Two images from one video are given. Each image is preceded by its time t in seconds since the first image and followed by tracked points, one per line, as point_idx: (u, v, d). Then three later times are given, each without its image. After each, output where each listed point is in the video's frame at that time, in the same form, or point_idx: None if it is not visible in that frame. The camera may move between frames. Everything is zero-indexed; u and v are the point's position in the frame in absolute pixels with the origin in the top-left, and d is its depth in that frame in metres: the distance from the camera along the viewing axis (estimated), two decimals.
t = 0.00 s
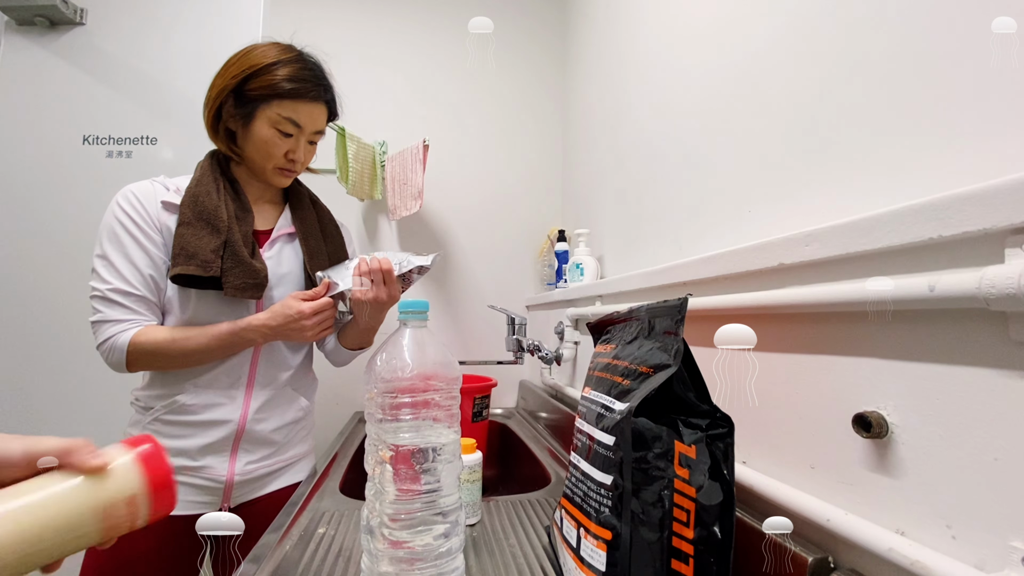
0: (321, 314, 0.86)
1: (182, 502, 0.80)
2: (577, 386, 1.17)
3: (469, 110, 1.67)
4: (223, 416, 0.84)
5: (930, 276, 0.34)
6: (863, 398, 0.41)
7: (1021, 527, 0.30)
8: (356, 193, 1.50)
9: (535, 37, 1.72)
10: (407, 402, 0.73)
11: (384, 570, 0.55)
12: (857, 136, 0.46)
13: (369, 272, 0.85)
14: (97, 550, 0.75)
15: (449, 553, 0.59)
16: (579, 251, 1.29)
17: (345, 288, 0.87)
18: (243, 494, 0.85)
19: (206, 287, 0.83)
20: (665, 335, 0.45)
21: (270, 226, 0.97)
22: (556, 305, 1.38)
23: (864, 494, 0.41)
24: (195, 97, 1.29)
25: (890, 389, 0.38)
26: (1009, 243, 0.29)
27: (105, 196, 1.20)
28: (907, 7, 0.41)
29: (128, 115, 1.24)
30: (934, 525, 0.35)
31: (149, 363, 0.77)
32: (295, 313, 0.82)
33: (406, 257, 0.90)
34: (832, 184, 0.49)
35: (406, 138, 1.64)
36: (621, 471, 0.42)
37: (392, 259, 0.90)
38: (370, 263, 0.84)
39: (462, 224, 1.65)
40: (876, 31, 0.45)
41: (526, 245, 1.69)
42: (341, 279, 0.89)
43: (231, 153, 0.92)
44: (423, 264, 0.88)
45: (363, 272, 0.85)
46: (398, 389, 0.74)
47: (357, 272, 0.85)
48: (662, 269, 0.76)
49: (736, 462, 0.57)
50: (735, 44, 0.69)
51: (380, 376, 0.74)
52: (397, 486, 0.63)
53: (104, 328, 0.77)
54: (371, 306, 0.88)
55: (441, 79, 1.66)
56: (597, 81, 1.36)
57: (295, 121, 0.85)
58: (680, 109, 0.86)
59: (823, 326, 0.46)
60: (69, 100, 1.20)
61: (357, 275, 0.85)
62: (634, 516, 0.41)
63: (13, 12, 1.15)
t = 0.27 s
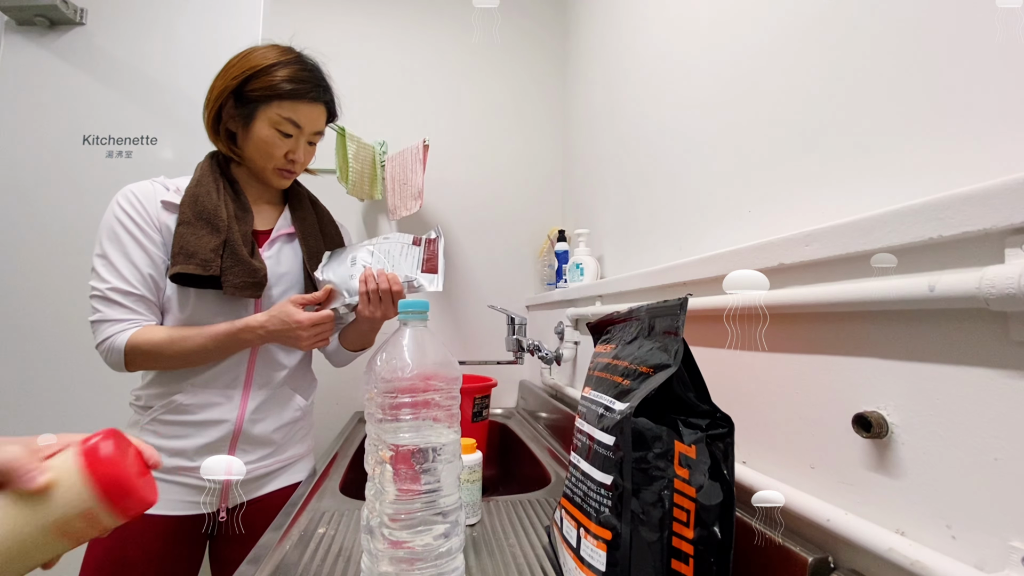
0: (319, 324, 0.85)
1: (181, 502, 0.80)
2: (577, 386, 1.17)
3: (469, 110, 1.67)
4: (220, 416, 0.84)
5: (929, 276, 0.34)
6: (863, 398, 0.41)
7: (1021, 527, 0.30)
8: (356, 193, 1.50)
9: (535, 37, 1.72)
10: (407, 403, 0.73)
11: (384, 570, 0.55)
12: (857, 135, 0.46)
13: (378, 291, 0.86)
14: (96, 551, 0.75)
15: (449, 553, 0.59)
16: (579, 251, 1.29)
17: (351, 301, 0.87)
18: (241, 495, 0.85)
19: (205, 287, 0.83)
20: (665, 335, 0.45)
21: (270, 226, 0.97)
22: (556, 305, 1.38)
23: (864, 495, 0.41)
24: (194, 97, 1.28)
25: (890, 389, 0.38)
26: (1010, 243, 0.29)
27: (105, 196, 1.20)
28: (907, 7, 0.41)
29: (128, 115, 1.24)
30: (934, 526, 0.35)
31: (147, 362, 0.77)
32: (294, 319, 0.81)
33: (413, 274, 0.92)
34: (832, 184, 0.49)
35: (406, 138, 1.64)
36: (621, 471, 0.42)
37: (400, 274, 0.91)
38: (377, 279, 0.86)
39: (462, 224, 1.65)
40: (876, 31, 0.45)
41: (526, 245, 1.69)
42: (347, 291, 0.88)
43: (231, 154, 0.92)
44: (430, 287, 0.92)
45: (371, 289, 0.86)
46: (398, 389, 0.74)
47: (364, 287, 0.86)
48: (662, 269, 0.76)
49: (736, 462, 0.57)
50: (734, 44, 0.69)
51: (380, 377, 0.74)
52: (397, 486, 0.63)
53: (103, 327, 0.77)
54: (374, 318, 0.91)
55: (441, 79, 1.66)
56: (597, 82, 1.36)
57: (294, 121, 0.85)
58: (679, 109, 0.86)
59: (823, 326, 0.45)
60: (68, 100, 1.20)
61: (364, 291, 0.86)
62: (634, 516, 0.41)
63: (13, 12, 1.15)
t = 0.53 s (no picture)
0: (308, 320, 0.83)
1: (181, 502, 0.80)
2: (577, 386, 1.17)
3: (469, 111, 1.67)
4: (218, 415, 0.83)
5: (929, 276, 0.34)
6: (863, 398, 0.41)
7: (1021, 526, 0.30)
8: (356, 193, 1.50)
9: (535, 37, 1.72)
10: (407, 403, 0.74)
11: (384, 570, 0.55)
12: (858, 136, 0.46)
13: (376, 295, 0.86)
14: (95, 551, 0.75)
15: (448, 553, 0.59)
16: (579, 251, 1.29)
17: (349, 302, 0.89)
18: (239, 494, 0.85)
19: (199, 287, 0.83)
20: (665, 335, 0.45)
21: (267, 227, 0.97)
22: (556, 305, 1.38)
23: (864, 495, 0.41)
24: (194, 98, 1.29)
25: (891, 389, 0.38)
26: (1009, 243, 0.29)
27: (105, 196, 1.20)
28: (908, 7, 0.41)
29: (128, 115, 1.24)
30: (934, 526, 0.35)
31: (144, 361, 0.77)
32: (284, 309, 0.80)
33: (414, 278, 0.94)
34: (833, 184, 0.49)
35: (406, 139, 1.64)
36: (621, 471, 0.42)
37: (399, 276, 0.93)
38: (377, 283, 0.85)
39: (462, 224, 1.65)
40: (877, 31, 0.45)
41: (526, 245, 1.69)
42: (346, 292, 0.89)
43: (229, 154, 0.92)
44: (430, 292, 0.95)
45: (371, 293, 0.86)
46: (398, 389, 0.74)
47: (364, 290, 0.86)
48: (662, 269, 0.76)
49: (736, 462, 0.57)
50: (734, 44, 0.69)
51: (380, 377, 0.74)
52: (397, 486, 0.63)
53: (101, 326, 0.77)
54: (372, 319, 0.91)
55: (441, 79, 1.66)
56: (598, 82, 1.36)
57: (290, 120, 0.85)
58: (679, 110, 0.86)
59: (824, 327, 0.45)
60: (69, 100, 1.20)
61: (364, 294, 0.86)
62: (635, 516, 0.41)
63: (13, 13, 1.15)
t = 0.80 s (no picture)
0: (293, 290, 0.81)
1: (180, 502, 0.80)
2: (577, 386, 1.17)
3: (469, 111, 1.67)
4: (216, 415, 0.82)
5: (929, 276, 0.34)
6: (863, 399, 0.41)
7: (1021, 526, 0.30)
8: (356, 193, 1.50)
9: (535, 38, 1.72)
10: (407, 402, 0.74)
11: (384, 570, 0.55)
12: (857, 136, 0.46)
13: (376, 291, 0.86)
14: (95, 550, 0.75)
15: (448, 554, 0.59)
16: (579, 251, 1.29)
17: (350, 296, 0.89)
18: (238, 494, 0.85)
19: (200, 286, 0.83)
20: (665, 335, 0.45)
21: (267, 226, 0.97)
22: (556, 305, 1.38)
23: (865, 495, 0.41)
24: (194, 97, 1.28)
25: (891, 389, 0.38)
26: (1010, 243, 0.29)
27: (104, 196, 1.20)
28: (907, 8, 0.42)
29: (127, 115, 1.24)
30: (935, 526, 0.35)
31: (145, 356, 0.77)
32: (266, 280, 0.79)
33: (414, 275, 0.94)
34: (833, 185, 0.49)
35: (406, 138, 1.64)
36: (621, 471, 0.42)
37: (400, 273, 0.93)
38: (377, 278, 0.85)
39: (462, 224, 1.65)
40: (876, 32, 0.45)
41: (526, 245, 1.69)
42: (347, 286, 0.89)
43: (228, 153, 0.92)
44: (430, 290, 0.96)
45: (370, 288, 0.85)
46: (398, 389, 0.74)
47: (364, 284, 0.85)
48: (663, 269, 0.76)
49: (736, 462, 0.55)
50: (734, 44, 0.69)
51: (380, 376, 0.74)
52: (397, 486, 0.63)
53: (103, 325, 0.77)
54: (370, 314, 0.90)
55: (441, 79, 1.66)
56: (597, 82, 1.36)
57: (288, 118, 0.85)
58: (679, 110, 0.86)
59: (824, 327, 0.45)
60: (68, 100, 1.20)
61: (363, 289, 0.85)
62: (634, 517, 0.41)
63: (13, 13, 1.15)
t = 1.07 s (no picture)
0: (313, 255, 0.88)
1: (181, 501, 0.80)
2: (577, 386, 1.17)
3: (469, 111, 1.67)
4: (218, 415, 0.83)
5: (930, 276, 0.34)
6: (864, 399, 0.41)
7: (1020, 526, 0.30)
8: (356, 193, 1.50)
9: (535, 38, 1.72)
10: (407, 402, 0.74)
11: (384, 570, 0.55)
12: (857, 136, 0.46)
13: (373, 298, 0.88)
14: (96, 549, 0.75)
15: (448, 553, 0.59)
16: (579, 251, 1.29)
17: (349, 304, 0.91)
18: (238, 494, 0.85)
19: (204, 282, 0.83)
20: (665, 335, 0.45)
21: (268, 226, 0.97)
22: (556, 305, 1.38)
23: (864, 495, 0.41)
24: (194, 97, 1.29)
25: (891, 390, 0.38)
26: (1009, 243, 0.29)
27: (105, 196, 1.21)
28: (907, 8, 0.41)
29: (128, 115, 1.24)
30: (934, 527, 0.35)
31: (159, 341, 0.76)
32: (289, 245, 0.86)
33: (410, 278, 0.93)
34: (833, 185, 0.49)
35: (406, 138, 1.64)
36: (621, 471, 0.42)
37: (395, 276, 0.92)
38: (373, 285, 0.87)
39: (462, 224, 1.65)
40: (876, 32, 0.45)
41: (526, 245, 1.69)
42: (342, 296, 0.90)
43: (228, 153, 0.92)
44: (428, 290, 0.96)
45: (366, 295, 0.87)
46: (398, 389, 0.74)
47: (359, 291, 0.88)
48: (663, 269, 0.76)
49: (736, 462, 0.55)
50: (734, 45, 0.69)
51: (380, 376, 0.75)
52: (397, 486, 0.63)
53: (114, 317, 0.76)
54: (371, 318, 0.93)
55: (441, 80, 1.66)
56: (598, 82, 1.36)
57: (288, 117, 0.85)
58: (679, 110, 0.86)
59: (824, 327, 0.45)
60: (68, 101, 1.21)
61: (360, 298, 0.88)
62: (634, 516, 0.41)
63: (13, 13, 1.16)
